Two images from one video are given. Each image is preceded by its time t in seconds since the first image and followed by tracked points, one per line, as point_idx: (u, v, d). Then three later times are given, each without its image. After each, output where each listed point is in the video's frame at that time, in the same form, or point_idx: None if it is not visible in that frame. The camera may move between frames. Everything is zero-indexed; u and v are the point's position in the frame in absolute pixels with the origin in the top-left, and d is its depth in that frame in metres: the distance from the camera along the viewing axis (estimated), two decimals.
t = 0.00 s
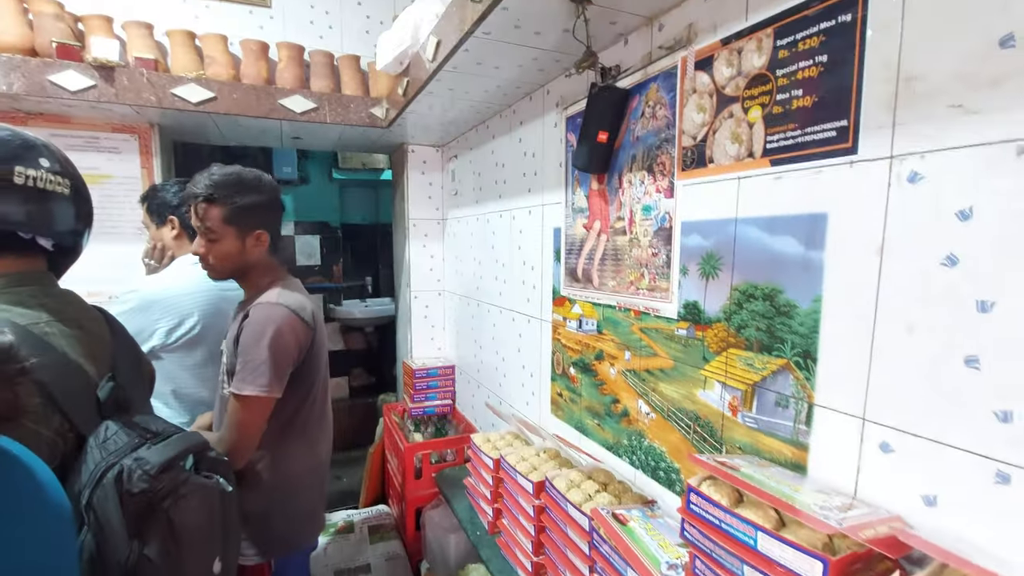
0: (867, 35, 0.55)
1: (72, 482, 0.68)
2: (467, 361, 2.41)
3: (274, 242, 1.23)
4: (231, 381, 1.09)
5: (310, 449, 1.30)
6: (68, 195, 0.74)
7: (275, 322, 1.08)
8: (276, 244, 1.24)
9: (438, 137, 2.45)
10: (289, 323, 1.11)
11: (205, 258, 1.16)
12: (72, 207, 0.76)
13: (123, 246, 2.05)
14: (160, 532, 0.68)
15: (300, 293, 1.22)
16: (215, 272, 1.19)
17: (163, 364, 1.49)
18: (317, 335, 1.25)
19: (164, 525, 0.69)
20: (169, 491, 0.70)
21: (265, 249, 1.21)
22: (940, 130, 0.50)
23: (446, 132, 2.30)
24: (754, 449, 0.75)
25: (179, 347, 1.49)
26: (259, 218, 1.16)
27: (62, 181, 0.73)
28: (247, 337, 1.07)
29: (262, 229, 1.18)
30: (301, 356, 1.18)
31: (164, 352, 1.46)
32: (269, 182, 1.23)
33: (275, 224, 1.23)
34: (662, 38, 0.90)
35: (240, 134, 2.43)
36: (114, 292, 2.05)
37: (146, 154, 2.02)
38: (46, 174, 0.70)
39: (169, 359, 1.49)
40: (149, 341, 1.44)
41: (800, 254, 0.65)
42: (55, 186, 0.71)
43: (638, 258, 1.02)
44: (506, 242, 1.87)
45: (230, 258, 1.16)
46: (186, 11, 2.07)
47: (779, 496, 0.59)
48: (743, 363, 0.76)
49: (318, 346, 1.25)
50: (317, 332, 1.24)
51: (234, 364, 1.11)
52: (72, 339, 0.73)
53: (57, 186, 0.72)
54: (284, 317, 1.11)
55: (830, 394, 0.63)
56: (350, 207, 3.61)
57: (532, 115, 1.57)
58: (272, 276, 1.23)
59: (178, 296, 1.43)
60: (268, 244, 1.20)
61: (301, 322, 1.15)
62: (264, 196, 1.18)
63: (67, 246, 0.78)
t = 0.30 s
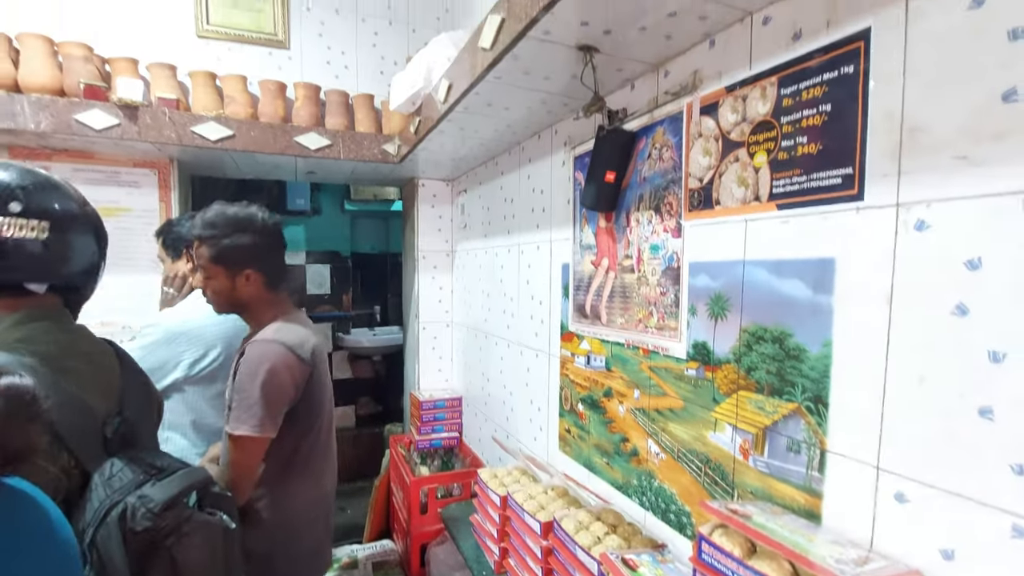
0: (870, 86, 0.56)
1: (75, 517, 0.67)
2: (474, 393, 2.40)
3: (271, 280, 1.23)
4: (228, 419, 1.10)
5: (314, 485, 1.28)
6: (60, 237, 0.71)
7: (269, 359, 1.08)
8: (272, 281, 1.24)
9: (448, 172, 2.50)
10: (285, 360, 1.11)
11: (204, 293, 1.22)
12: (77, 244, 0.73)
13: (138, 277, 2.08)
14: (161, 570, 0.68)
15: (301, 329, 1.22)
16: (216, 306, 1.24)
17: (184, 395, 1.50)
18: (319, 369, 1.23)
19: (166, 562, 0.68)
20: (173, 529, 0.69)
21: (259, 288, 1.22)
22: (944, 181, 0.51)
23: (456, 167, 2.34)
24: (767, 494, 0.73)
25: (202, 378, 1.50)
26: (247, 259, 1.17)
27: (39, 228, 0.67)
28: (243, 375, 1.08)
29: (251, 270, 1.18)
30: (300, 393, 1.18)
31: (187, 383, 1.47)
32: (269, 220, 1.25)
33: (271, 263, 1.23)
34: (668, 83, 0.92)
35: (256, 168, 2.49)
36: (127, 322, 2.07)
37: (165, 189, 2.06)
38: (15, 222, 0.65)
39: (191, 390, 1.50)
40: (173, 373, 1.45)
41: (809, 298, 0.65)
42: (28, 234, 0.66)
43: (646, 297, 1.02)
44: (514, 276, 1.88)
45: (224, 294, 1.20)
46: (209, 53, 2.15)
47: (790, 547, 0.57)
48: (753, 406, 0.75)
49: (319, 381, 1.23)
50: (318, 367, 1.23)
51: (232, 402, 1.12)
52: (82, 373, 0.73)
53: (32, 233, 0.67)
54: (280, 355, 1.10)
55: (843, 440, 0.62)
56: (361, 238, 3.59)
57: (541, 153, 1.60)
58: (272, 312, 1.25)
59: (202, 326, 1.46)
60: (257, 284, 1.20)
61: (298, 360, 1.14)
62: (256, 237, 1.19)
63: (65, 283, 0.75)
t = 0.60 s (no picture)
0: (879, 146, 0.57)
1: None
2: (484, 430, 2.37)
3: (273, 321, 1.23)
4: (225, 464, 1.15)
5: (316, 528, 1.26)
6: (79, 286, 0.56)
7: (259, 406, 1.10)
8: (275, 323, 1.23)
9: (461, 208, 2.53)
10: (277, 407, 1.11)
11: (211, 335, 1.24)
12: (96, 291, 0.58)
13: (156, 313, 2.10)
14: None
15: (302, 369, 1.21)
16: (223, 347, 1.26)
17: (200, 433, 1.45)
18: (319, 411, 1.22)
19: None
20: None
21: (261, 328, 1.22)
22: (959, 242, 0.51)
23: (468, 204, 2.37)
24: (787, 552, 0.71)
25: (220, 417, 1.46)
26: (247, 302, 1.17)
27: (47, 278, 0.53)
28: (236, 421, 1.11)
29: (251, 312, 1.19)
30: (297, 437, 1.17)
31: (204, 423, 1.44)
32: (271, 261, 1.23)
33: (273, 305, 1.22)
34: (677, 133, 0.93)
35: (273, 205, 2.54)
36: (143, 357, 2.09)
37: (184, 227, 2.11)
38: (13, 275, 0.51)
39: (207, 428, 1.46)
40: (189, 412, 1.41)
41: (825, 353, 0.64)
42: (32, 288, 0.53)
43: (658, 341, 1.01)
44: (524, 314, 1.88)
45: (227, 335, 1.22)
46: (231, 96, 2.23)
47: None
48: (770, 459, 0.74)
49: (319, 424, 1.22)
50: (319, 409, 1.21)
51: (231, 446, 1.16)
52: (95, 432, 0.56)
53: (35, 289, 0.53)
54: (271, 400, 1.11)
55: (863, 499, 0.60)
56: (374, 267, 3.59)
57: (552, 195, 1.62)
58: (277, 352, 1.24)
59: (222, 364, 1.43)
60: (257, 327, 1.21)
61: (292, 405, 1.14)
62: (255, 279, 1.17)
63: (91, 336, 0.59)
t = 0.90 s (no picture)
0: (891, 195, 0.58)
1: None
2: (495, 459, 2.35)
3: (279, 354, 1.27)
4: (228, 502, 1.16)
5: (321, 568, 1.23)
6: (104, 321, 0.68)
7: (259, 445, 1.10)
8: (281, 354, 1.27)
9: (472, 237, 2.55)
10: (276, 447, 1.11)
11: (221, 371, 1.28)
12: (117, 327, 0.70)
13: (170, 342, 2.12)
14: None
15: (307, 406, 1.22)
16: (234, 384, 1.30)
17: (218, 462, 1.52)
18: (321, 447, 1.21)
19: None
20: None
21: (268, 362, 1.25)
22: (976, 293, 0.51)
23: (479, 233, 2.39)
24: None
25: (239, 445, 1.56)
26: (249, 336, 1.20)
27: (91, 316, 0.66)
28: (237, 459, 1.12)
29: (256, 347, 1.23)
30: (298, 476, 1.17)
31: (224, 452, 1.53)
32: (273, 296, 1.28)
33: (276, 338, 1.25)
34: (688, 172, 0.95)
35: (287, 234, 2.58)
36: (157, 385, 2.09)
37: (201, 257, 2.15)
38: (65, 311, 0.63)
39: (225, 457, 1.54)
40: (210, 441, 1.51)
41: (842, 398, 0.65)
42: (81, 320, 0.65)
43: (673, 378, 1.01)
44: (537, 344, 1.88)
45: (236, 372, 1.26)
46: (248, 129, 2.28)
47: None
48: (789, 502, 0.73)
49: (321, 461, 1.21)
50: (322, 447, 1.21)
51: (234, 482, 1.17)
52: (101, 470, 0.67)
53: (73, 324, 0.64)
54: (270, 438, 1.12)
55: (887, 548, 0.60)
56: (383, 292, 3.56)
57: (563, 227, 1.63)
58: (287, 387, 1.27)
59: (242, 396, 1.58)
60: (263, 359, 1.24)
61: (292, 443, 1.14)
62: (257, 313, 1.23)
63: (111, 368, 0.72)
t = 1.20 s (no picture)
0: (933, 224, 0.57)
1: None
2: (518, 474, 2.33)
3: (307, 371, 1.28)
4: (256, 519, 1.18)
5: None
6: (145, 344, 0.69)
7: (285, 463, 1.12)
8: (309, 371, 1.29)
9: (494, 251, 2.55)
10: (303, 464, 1.12)
11: (250, 388, 1.30)
12: (158, 347, 0.72)
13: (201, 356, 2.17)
14: None
15: (332, 424, 1.23)
16: (263, 402, 1.31)
17: (254, 476, 1.56)
18: (345, 466, 1.22)
19: None
20: None
21: (297, 379, 1.27)
22: None
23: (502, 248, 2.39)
24: None
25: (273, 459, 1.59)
26: (278, 353, 1.22)
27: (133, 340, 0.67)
28: (264, 477, 1.14)
29: (284, 364, 1.24)
30: (323, 494, 1.18)
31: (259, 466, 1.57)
32: (301, 313, 1.31)
33: (304, 354, 1.27)
34: (719, 194, 0.94)
35: (313, 249, 2.62)
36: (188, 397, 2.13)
37: (232, 272, 2.19)
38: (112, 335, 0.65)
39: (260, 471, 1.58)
40: (247, 455, 1.54)
41: (884, 429, 0.63)
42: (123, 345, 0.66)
43: (703, 402, 0.99)
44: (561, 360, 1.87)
45: (265, 390, 1.27)
46: (278, 148, 2.33)
47: None
48: (826, 534, 0.71)
49: (344, 479, 1.21)
50: (346, 465, 1.22)
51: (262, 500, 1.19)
52: (143, 488, 0.69)
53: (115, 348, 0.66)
54: (296, 457, 1.13)
55: None
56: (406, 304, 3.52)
57: (589, 244, 1.63)
58: (315, 405, 1.28)
59: (278, 411, 1.60)
60: (292, 377, 1.26)
61: (318, 462, 1.15)
62: (286, 330, 1.25)
63: (149, 389, 0.74)
